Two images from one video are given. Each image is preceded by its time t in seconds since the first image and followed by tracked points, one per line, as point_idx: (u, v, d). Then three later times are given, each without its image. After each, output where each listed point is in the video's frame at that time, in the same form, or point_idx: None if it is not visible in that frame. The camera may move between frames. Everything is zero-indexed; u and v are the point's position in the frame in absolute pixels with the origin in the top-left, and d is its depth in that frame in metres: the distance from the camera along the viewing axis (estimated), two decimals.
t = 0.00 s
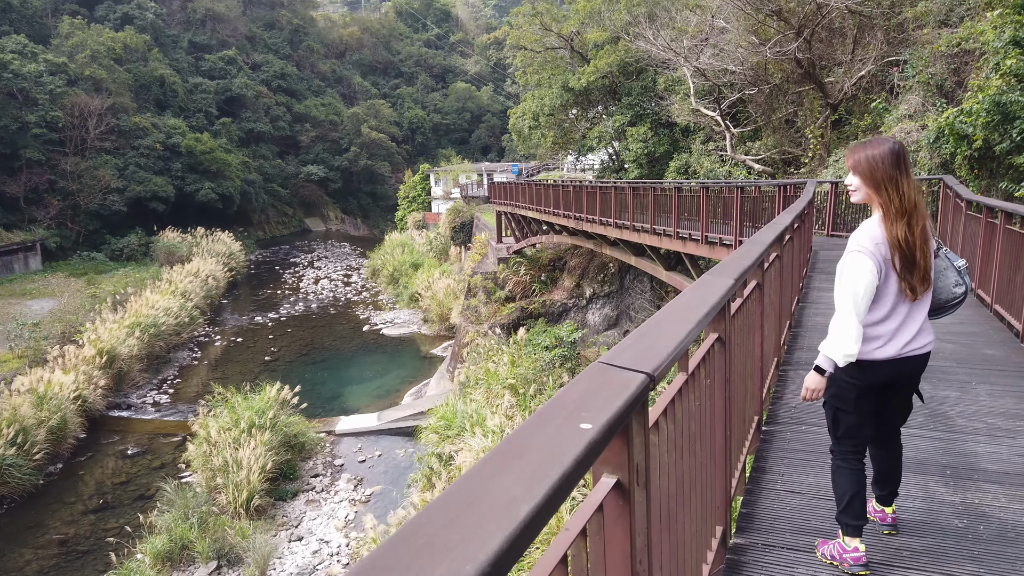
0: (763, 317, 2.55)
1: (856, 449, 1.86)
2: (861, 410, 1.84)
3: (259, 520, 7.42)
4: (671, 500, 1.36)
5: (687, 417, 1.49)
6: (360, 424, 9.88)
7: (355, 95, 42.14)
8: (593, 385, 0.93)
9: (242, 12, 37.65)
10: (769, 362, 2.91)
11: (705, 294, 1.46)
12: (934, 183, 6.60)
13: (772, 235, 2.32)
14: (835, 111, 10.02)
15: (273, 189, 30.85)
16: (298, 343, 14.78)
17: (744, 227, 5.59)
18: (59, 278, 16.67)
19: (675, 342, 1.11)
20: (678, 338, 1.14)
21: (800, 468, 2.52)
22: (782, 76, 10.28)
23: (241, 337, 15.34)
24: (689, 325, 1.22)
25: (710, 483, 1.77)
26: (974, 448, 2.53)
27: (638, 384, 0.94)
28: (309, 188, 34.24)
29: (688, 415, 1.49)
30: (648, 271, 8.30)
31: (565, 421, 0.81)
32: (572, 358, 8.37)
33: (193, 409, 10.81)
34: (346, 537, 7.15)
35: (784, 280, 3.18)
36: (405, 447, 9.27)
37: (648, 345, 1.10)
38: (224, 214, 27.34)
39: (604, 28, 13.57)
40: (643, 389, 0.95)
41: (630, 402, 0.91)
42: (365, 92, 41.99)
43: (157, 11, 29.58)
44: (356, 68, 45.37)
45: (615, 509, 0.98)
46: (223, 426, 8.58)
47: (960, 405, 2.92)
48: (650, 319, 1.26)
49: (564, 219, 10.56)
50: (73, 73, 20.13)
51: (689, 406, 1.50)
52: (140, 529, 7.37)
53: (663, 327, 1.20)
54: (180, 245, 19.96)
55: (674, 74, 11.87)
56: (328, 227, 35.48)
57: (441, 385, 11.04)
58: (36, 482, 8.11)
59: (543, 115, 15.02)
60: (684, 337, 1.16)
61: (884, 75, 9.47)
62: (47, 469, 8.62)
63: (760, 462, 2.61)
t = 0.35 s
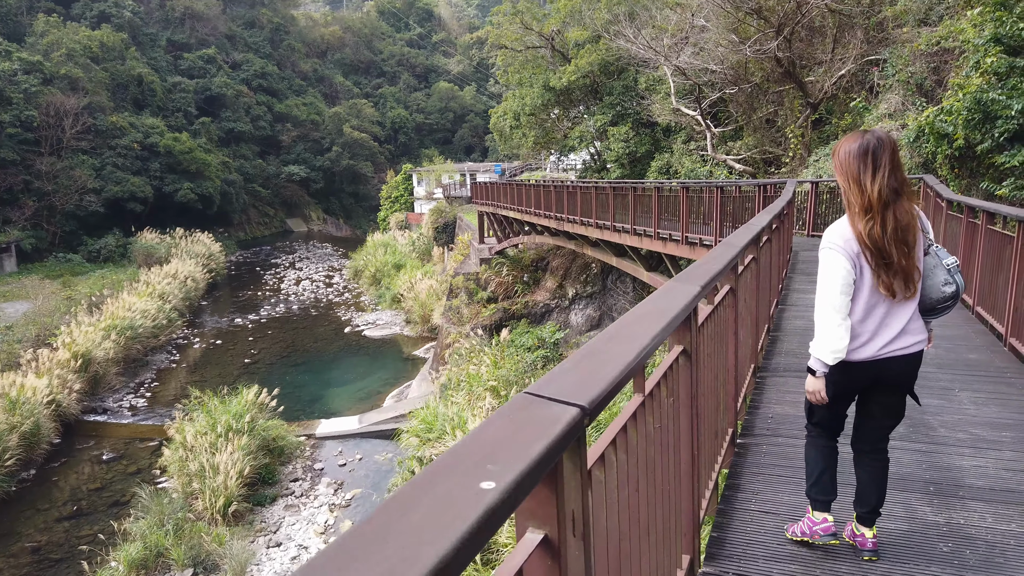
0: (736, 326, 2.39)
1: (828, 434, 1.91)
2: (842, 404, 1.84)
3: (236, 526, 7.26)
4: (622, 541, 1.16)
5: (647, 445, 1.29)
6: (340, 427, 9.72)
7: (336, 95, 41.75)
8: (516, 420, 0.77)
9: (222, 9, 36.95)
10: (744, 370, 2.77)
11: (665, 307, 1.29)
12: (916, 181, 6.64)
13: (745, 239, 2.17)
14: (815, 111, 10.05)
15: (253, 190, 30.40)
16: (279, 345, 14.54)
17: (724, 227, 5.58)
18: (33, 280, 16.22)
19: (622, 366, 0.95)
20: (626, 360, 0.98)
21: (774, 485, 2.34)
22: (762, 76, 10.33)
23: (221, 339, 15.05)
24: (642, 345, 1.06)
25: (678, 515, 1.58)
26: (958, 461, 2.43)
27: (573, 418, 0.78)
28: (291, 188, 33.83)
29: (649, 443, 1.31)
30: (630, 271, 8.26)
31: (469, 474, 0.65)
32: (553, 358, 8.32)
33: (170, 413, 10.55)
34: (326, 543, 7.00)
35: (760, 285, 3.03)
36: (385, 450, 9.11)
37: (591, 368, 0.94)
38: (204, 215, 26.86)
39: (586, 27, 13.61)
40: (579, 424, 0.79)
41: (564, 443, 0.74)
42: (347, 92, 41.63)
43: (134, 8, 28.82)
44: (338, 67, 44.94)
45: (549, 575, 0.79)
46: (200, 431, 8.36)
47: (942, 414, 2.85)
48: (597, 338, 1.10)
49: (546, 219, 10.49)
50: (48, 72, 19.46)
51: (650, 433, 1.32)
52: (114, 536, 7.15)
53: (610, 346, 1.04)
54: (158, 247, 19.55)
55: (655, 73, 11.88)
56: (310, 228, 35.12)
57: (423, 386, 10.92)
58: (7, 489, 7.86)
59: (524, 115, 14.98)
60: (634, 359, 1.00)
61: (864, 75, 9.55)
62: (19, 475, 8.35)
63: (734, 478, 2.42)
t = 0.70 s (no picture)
0: (723, 338, 2.17)
1: (828, 446, 1.89)
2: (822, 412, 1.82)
3: (224, 532, 7.14)
4: None
5: (609, 484, 1.09)
6: (330, 431, 9.62)
7: (329, 96, 41.58)
8: (402, 487, 0.56)
9: (213, 9, 36.65)
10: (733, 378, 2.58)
11: (633, 325, 1.08)
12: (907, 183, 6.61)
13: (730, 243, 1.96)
14: (807, 112, 10.03)
15: (245, 191, 30.20)
16: (270, 347, 14.40)
17: (715, 229, 5.53)
18: (21, 281, 15.99)
19: (566, 406, 0.74)
20: (572, 397, 0.76)
21: (757, 510, 2.16)
22: (754, 75, 10.33)
23: (211, 341, 14.89)
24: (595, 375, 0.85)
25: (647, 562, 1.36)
26: (955, 484, 2.31)
27: (484, 485, 0.56)
28: (283, 189, 33.65)
29: (607, 488, 1.09)
30: (621, 273, 8.19)
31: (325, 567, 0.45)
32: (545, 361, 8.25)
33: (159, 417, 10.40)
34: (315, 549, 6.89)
35: (749, 292, 2.82)
36: (376, 454, 9.02)
37: (522, 408, 0.73)
38: (195, 216, 26.66)
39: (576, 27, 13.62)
40: (495, 493, 0.58)
41: (467, 524, 0.53)
42: (340, 93, 41.47)
43: (125, 8, 28.51)
44: (330, 68, 44.76)
45: None
46: (187, 435, 8.20)
47: (937, 431, 2.75)
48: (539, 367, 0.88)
49: (538, 220, 10.42)
50: (37, 72, 19.15)
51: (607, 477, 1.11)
52: (99, 543, 7.01)
53: (555, 376, 0.83)
54: (149, 248, 19.35)
55: (646, 74, 11.84)
56: (303, 229, 34.97)
57: (415, 389, 10.83)
58: None
59: (516, 115, 14.93)
60: (584, 396, 0.79)
61: (857, 75, 9.54)
62: (4, 481, 8.20)
63: (714, 502, 2.22)
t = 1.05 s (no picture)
0: (715, 349, 2.02)
1: (821, 458, 1.76)
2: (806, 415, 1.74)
3: (214, 537, 6.99)
4: None
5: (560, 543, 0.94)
6: (322, 434, 9.51)
7: (325, 96, 41.46)
8: None
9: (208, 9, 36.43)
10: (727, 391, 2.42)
11: (601, 349, 0.95)
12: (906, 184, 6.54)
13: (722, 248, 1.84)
14: (803, 111, 9.95)
15: (239, 192, 30.03)
16: (263, 349, 14.27)
17: (710, 230, 5.47)
18: (12, 282, 15.78)
19: (498, 462, 0.62)
20: (508, 450, 0.65)
21: (748, 543, 1.95)
22: (750, 75, 10.29)
23: (204, 343, 14.73)
24: (544, 415, 0.73)
25: None
26: (964, 509, 2.16)
27: None
28: (278, 190, 33.51)
29: (562, 541, 0.95)
30: (615, 275, 8.11)
31: None
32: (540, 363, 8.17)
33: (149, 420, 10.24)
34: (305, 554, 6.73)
35: (745, 297, 2.68)
36: (369, 456, 8.92)
37: (445, 463, 0.62)
38: (189, 217, 26.49)
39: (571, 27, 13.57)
40: None
41: None
42: (335, 93, 41.37)
43: (119, 8, 28.29)
44: (326, 69, 44.63)
45: None
46: (176, 439, 8.02)
47: (945, 449, 2.60)
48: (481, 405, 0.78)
49: (532, 222, 10.34)
50: (29, 72, 18.94)
51: (566, 528, 0.97)
52: (86, 548, 6.84)
53: (492, 424, 0.70)
54: (142, 249, 19.17)
55: (640, 73, 11.77)
56: (298, 229, 34.84)
57: (409, 391, 10.73)
58: None
59: (510, 115, 14.87)
60: (524, 444, 0.67)
61: (854, 75, 9.49)
62: None
63: (701, 533, 2.02)
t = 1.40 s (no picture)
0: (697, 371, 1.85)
1: (823, 490, 1.61)
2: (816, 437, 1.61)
3: (203, 542, 6.84)
4: None
5: None
6: (313, 437, 9.39)
7: (320, 96, 41.34)
8: None
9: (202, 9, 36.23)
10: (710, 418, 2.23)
11: (554, 394, 0.79)
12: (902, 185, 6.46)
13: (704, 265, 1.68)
14: (798, 113, 9.92)
15: (234, 192, 29.84)
16: (256, 351, 14.13)
17: (702, 233, 5.38)
18: (2, 283, 15.58)
19: (399, 564, 0.47)
20: (413, 543, 0.49)
21: None
22: (744, 75, 10.23)
23: (196, 345, 14.57)
24: (471, 485, 0.58)
25: None
26: (969, 550, 1.91)
27: None
28: (272, 190, 33.37)
29: None
30: (609, 277, 8.02)
31: None
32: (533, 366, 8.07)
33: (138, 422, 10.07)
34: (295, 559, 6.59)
35: (731, 311, 2.51)
36: (361, 460, 8.81)
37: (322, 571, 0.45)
38: (182, 217, 26.31)
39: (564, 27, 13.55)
40: None
41: None
42: (330, 93, 41.27)
43: (112, 7, 28.06)
44: (321, 68, 44.51)
45: None
46: (165, 442, 7.86)
47: (946, 477, 2.37)
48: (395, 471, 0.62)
49: (525, 223, 10.25)
50: (21, 71, 18.74)
51: None
52: (73, 555, 6.66)
53: (393, 517, 0.53)
54: (135, 250, 19.01)
55: (634, 74, 11.72)
56: (293, 230, 34.74)
57: (402, 394, 10.63)
58: None
59: (503, 116, 14.79)
60: (438, 531, 0.52)
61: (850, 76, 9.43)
62: None
63: None
